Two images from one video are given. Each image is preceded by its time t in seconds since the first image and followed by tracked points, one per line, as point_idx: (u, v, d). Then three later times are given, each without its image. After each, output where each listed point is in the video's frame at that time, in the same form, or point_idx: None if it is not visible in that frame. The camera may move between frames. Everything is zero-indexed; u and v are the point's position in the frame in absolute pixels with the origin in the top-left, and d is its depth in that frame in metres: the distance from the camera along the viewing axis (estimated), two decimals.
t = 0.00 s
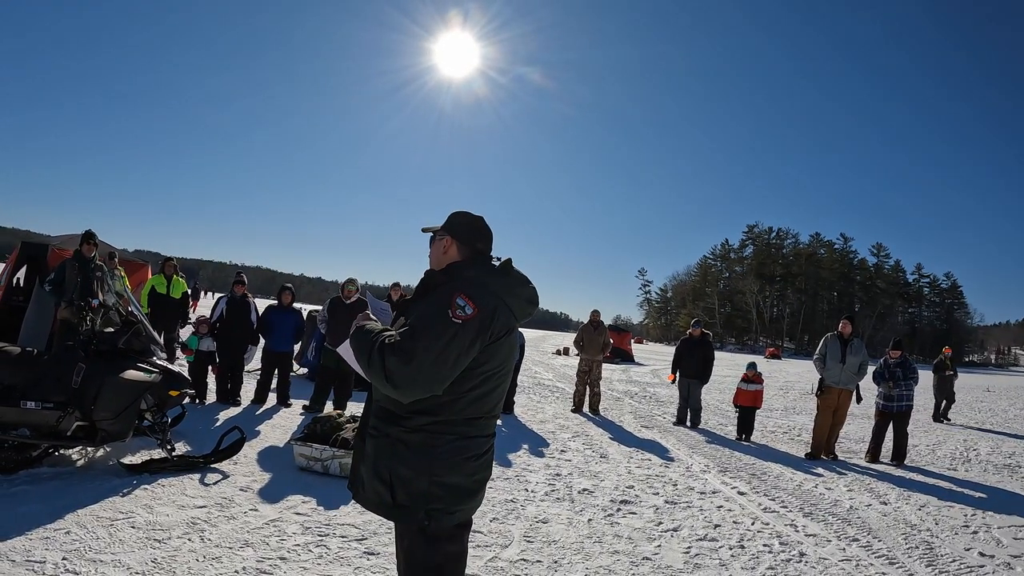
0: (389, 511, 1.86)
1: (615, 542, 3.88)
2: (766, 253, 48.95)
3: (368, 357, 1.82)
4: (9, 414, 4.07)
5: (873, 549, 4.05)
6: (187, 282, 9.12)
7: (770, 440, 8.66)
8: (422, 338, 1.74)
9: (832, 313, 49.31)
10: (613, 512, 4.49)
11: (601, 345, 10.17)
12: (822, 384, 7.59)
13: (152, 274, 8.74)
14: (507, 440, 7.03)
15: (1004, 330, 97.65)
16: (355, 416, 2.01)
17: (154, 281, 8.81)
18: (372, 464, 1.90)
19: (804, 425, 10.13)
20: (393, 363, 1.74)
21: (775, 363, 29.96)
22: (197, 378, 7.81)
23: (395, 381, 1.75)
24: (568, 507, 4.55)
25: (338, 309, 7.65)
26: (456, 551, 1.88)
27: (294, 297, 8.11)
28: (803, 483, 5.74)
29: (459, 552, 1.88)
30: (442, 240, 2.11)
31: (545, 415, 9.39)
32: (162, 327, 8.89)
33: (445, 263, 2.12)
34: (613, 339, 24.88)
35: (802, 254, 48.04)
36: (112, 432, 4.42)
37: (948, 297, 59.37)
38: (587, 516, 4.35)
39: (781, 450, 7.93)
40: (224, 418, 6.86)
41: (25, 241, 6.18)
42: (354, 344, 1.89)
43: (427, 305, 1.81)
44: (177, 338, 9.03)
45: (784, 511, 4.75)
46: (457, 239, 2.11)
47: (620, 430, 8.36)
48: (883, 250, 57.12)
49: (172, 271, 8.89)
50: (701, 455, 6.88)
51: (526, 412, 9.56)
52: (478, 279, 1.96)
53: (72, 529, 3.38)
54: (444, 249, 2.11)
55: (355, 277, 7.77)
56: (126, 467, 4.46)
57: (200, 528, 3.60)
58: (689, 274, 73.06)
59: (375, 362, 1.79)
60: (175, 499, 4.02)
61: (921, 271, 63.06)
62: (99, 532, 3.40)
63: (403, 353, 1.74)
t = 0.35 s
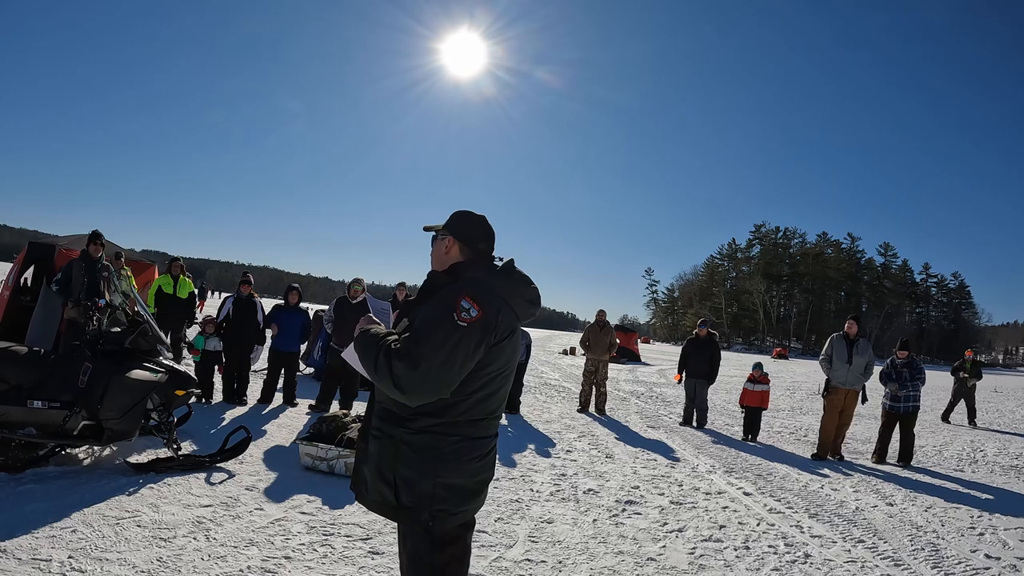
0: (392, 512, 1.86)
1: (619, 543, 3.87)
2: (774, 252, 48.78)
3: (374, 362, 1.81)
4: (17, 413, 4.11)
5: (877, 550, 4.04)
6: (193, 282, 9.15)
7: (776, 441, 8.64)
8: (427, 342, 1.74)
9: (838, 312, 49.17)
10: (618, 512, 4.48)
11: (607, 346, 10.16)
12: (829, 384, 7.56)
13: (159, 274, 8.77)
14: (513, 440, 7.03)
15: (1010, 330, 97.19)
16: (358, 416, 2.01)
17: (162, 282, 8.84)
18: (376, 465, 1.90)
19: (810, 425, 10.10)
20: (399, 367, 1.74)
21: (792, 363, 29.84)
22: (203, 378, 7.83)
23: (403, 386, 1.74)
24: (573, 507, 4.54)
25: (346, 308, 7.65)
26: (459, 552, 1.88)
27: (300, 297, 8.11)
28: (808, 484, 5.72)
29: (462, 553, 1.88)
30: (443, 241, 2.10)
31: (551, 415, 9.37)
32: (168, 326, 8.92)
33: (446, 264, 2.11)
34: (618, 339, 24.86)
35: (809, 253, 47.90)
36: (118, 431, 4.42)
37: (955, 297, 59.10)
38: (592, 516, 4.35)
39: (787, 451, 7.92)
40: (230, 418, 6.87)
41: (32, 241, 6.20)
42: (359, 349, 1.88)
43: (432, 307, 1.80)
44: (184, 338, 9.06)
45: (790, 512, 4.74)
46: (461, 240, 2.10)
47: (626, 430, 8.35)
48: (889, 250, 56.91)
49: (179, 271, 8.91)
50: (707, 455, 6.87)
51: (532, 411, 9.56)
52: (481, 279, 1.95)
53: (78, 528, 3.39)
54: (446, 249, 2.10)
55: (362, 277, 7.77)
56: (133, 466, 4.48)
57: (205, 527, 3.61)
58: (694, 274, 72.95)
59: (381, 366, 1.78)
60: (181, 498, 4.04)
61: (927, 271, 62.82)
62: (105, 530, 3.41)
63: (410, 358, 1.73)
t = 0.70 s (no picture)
0: (409, 510, 1.86)
1: (631, 543, 3.86)
2: (784, 253, 48.60)
3: (393, 360, 1.81)
4: (30, 412, 4.14)
5: (889, 552, 4.01)
6: (205, 281, 9.19)
7: (787, 442, 8.61)
8: (448, 340, 1.73)
9: (848, 313, 48.95)
10: (630, 512, 4.47)
11: (617, 346, 10.14)
12: (841, 385, 7.51)
13: (171, 274, 8.82)
14: (524, 441, 7.03)
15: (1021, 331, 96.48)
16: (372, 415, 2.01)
17: (174, 281, 8.89)
18: (392, 463, 1.90)
19: (821, 426, 10.06)
20: (420, 366, 1.73)
21: (802, 364, 29.74)
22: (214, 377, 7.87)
23: (424, 384, 1.74)
24: (585, 507, 4.53)
25: (357, 309, 7.66)
26: (474, 550, 1.89)
27: (311, 296, 8.12)
28: (819, 485, 5.69)
29: (477, 551, 1.89)
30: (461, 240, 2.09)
31: (561, 415, 9.37)
32: (180, 325, 8.96)
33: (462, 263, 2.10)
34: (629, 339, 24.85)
35: (819, 254, 47.70)
36: (130, 430, 4.42)
37: (966, 298, 58.63)
38: (603, 517, 4.34)
39: (798, 452, 7.88)
40: (241, 417, 6.90)
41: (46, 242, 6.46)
42: (377, 346, 1.87)
43: (451, 304, 1.80)
44: (195, 337, 9.11)
45: (801, 514, 4.71)
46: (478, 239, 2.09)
47: (637, 431, 8.34)
48: (900, 250, 56.62)
49: (191, 270, 8.96)
50: (718, 455, 6.86)
51: (542, 411, 9.55)
52: (497, 278, 1.96)
53: (90, 526, 3.41)
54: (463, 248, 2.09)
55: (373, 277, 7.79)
56: (145, 464, 4.50)
57: (217, 525, 3.62)
58: (703, 274, 72.77)
59: (402, 364, 1.77)
60: (193, 497, 4.06)
61: (937, 271, 62.43)
62: (118, 528, 3.43)
63: (431, 356, 1.73)
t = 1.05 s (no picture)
0: (431, 510, 1.87)
1: (643, 543, 3.86)
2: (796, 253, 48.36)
3: (420, 358, 1.80)
4: (43, 411, 4.19)
5: (901, 553, 3.99)
6: (217, 282, 9.23)
7: (798, 443, 8.58)
8: (478, 339, 1.75)
9: (859, 314, 48.70)
10: (642, 513, 4.47)
11: (628, 346, 10.12)
12: (852, 386, 7.46)
13: (183, 274, 8.87)
14: (535, 441, 7.02)
15: None
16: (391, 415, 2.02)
17: (185, 282, 8.94)
18: (413, 463, 1.91)
19: (833, 427, 10.02)
20: (451, 365, 1.74)
21: (812, 365, 29.61)
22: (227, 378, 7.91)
23: (454, 383, 1.75)
24: (597, 507, 4.53)
25: (368, 309, 7.70)
26: (494, 549, 1.92)
27: (323, 297, 8.14)
28: (831, 486, 5.66)
29: (497, 549, 1.92)
30: (483, 239, 2.11)
31: (572, 415, 9.36)
32: (192, 326, 9.01)
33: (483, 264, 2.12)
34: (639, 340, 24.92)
35: (830, 254, 47.49)
36: (143, 429, 4.45)
37: (977, 298, 58.18)
38: (616, 517, 4.34)
39: (810, 452, 7.85)
40: (253, 417, 6.93)
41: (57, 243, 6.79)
42: (401, 346, 1.86)
43: (478, 303, 1.81)
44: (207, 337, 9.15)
45: (813, 515, 4.69)
46: (500, 238, 2.11)
47: (648, 431, 8.31)
48: (911, 250, 56.34)
49: (203, 271, 9.00)
50: (730, 456, 6.85)
51: (553, 412, 9.54)
52: (517, 276, 1.99)
53: (103, 526, 3.43)
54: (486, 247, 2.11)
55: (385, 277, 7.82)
56: (158, 464, 4.53)
57: (230, 525, 3.63)
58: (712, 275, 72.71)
59: (430, 363, 1.78)
60: (207, 497, 4.07)
61: (948, 272, 62.04)
62: (131, 528, 3.45)
63: (461, 355, 1.74)
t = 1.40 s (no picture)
0: (468, 514, 1.87)
1: (677, 546, 3.84)
2: (831, 250, 47.64)
3: (463, 368, 1.80)
4: (81, 413, 4.28)
5: (939, 558, 3.91)
6: (252, 284, 9.34)
7: (834, 444, 8.47)
8: (523, 348, 1.75)
9: (898, 313, 48.23)
10: (676, 515, 4.44)
11: (662, 347, 10.07)
12: (889, 387, 7.34)
13: (219, 278, 9.03)
14: (568, 443, 7.02)
15: None
16: (428, 418, 2.01)
17: (221, 285, 9.12)
18: (450, 466, 1.91)
19: (869, 429, 9.87)
20: (496, 375, 1.74)
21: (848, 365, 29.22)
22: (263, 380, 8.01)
23: (499, 392, 1.76)
24: (631, 509, 4.51)
25: (402, 311, 7.76)
26: (530, 551, 1.91)
27: (357, 299, 8.20)
28: (867, 489, 5.58)
29: (532, 552, 1.92)
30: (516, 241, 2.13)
31: (606, 416, 9.34)
32: (228, 328, 9.14)
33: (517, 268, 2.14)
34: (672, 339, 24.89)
35: (869, 251, 46.92)
36: (180, 430, 4.50)
37: (1014, 297, 56.64)
38: (649, 519, 4.31)
39: (846, 454, 7.73)
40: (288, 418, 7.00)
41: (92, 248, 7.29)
42: (441, 356, 1.86)
43: (519, 310, 1.82)
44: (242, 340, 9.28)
45: (849, 518, 4.62)
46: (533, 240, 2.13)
47: (683, 433, 8.27)
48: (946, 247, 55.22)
49: (237, 274, 9.14)
50: (765, 458, 6.78)
51: (587, 413, 9.53)
52: (554, 280, 1.99)
53: (140, 524, 3.49)
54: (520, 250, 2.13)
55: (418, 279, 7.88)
56: (194, 464, 4.60)
57: (265, 525, 3.67)
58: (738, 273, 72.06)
59: (474, 373, 1.78)
60: (242, 497, 4.12)
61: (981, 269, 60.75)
62: (167, 527, 3.50)
63: (506, 364, 1.75)
